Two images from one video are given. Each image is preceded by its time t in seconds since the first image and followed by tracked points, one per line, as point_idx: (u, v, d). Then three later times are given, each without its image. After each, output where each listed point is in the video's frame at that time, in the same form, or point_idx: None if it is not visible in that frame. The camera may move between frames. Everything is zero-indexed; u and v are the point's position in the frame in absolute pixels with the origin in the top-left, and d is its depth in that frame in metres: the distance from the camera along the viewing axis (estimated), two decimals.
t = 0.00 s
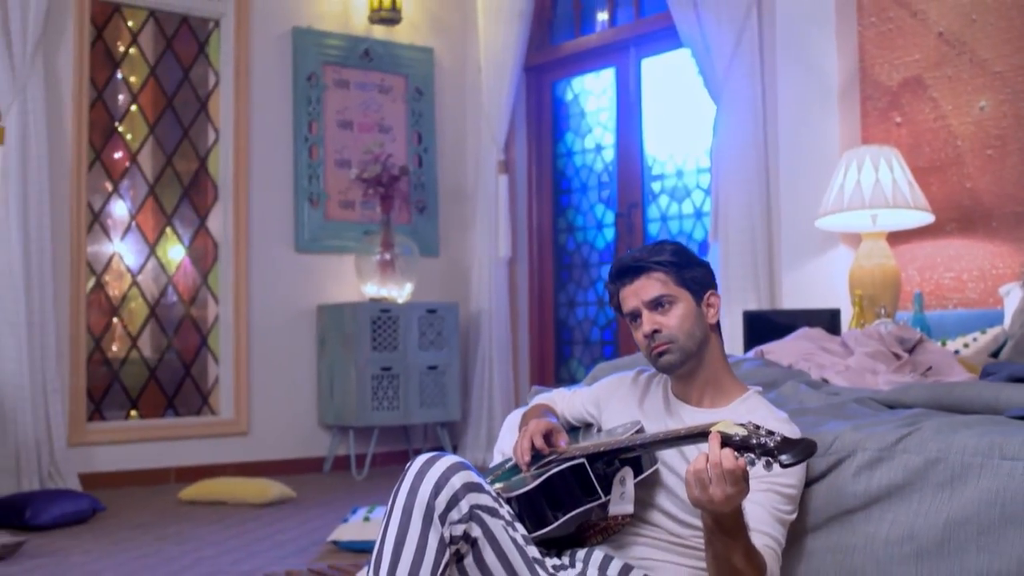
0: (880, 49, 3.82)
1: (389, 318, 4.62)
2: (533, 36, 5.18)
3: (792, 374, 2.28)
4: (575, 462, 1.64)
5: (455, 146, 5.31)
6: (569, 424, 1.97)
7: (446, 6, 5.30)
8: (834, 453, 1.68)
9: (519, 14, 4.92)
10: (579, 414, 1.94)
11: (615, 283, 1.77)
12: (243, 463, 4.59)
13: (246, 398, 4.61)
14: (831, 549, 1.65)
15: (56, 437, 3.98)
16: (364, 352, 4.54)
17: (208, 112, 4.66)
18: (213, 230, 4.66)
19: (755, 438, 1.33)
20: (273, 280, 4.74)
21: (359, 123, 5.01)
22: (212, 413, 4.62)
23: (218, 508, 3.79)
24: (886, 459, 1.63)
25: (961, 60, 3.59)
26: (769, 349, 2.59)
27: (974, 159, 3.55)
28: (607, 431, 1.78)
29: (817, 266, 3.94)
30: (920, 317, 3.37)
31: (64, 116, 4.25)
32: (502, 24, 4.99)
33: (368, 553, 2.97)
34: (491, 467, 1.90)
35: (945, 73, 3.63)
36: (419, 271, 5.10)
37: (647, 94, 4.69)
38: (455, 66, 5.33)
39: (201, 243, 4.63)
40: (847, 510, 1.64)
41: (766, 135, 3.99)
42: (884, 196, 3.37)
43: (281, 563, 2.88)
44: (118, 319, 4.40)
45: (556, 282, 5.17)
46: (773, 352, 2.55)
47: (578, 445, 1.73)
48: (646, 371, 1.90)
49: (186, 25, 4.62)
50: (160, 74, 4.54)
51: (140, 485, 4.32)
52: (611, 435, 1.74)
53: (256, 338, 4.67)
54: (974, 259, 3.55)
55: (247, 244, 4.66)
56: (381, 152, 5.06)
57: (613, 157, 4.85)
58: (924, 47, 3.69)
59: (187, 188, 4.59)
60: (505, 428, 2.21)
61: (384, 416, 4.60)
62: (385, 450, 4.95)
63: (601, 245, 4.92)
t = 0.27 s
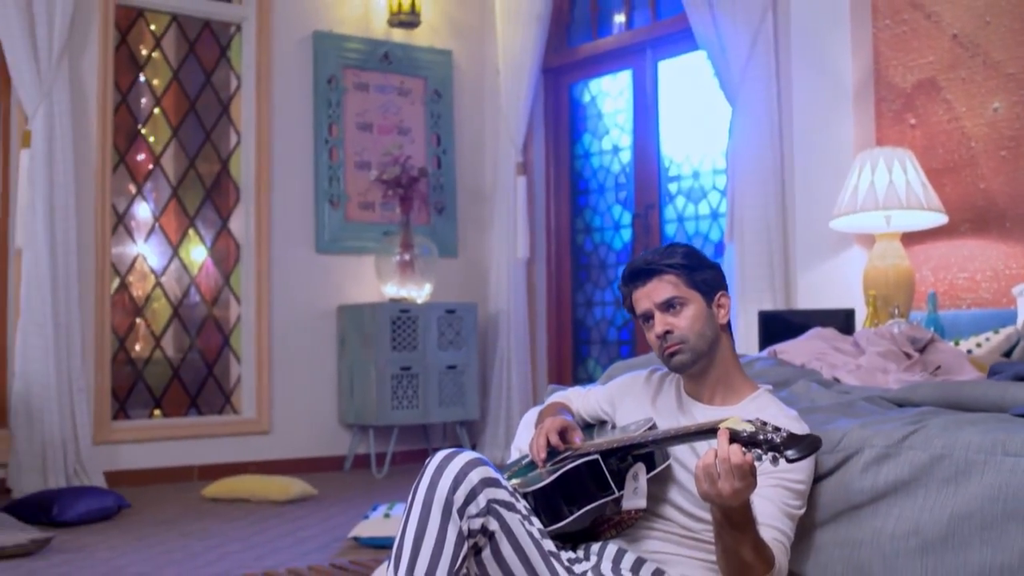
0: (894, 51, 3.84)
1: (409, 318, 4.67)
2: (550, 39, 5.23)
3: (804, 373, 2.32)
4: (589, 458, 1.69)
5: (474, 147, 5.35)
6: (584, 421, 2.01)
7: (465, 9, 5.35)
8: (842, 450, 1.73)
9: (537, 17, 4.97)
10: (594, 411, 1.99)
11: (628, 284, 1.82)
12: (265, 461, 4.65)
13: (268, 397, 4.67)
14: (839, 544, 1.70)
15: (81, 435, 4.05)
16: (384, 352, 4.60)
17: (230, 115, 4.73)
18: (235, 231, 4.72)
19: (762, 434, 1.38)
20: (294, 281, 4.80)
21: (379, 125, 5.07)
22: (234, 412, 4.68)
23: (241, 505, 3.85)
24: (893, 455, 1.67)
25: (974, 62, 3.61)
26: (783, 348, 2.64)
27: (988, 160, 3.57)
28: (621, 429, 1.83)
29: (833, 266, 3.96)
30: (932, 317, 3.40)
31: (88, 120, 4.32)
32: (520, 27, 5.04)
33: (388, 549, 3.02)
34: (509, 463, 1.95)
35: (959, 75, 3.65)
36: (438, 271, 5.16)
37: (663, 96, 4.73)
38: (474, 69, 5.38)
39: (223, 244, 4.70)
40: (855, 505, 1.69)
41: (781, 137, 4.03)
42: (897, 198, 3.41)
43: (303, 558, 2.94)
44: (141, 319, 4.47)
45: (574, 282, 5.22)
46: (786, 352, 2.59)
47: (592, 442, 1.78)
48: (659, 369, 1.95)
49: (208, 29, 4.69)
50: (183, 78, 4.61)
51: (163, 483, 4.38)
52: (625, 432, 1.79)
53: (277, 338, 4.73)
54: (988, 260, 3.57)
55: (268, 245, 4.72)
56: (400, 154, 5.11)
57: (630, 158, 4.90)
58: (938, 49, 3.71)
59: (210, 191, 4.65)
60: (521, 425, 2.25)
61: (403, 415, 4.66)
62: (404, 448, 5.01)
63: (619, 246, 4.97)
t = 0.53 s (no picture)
0: (907, 53, 3.87)
1: (426, 318, 4.72)
2: (567, 42, 5.27)
3: (815, 372, 2.36)
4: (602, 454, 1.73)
5: (490, 148, 5.40)
6: (598, 418, 2.06)
7: (481, 12, 5.40)
8: (850, 447, 1.77)
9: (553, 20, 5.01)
10: (607, 409, 2.03)
11: (639, 285, 1.86)
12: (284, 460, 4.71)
13: (287, 396, 4.73)
14: (847, 538, 1.74)
15: (104, 433, 4.12)
16: (401, 351, 4.65)
17: (249, 117, 4.79)
18: (255, 232, 4.78)
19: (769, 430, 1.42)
20: (313, 281, 4.85)
21: (397, 127, 5.12)
22: (254, 411, 4.74)
23: (260, 503, 3.91)
24: (899, 452, 1.71)
25: (986, 64, 3.63)
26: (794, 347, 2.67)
27: (1000, 161, 3.59)
28: (633, 426, 1.88)
29: (846, 266, 4.00)
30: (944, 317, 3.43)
31: (110, 122, 4.39)
32: (536, 29, 5.09)
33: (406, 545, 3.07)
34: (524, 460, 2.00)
35: (972, 77, 3.67)
36: (455, 272, 5.21)
37: (678, 98, 4.77)
38: (491, 72, 5.43)
39: (243, 245, 4.76)
40: (862, 501, 1.73)
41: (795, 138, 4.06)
42: (910, 198, 3.44)
43: (322, 554, 2.99)
44: (162, 319, 4.53)
45: (590, 282, 5.26)
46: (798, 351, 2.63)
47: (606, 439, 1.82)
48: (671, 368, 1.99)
49: (227, 33, 4.75)
50: (203, 80, 4.66)
51: (185, 481, 4.44)
52: (637, 429, 1.83)
53: (296, 338, 4.79)
54: (1000, 260, 3.60)
55: (287, 246, 4.78)
56: (418, 156, 5.16)
57: (645, 159, 4.94)
58: (951, 51, 3.74)
59: (229, 192, 4.71)
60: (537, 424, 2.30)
61: (421, 414, 4.71)
62: (422, 447, 5.06)
63: (634, 246, 5.00)
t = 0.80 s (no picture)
0: (918, 55, 3.89)
1: (440, 320, 4.76)
2: (580, 45, 5.30)
3: (824, 372, 2.39)
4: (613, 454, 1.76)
5: (504, 151, 5.44)
6: (609, 418, 2.09)
7: (495, 15, 5.44)
8: (857, 446, 1.80)
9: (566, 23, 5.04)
10: (619, 409, 2.07)
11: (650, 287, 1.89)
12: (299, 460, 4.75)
13: (303, 396, 4.77)
14: (855, 536, 1.77)
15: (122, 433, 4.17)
16: (416, 352, 4.69)
17: (265, 120, 4.83)
18: (271, 234, 4.83)
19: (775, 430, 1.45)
20: (328, 283, 4.90)
21: (411, 130, 5.16)
22: (270, 411, 4.78)
23: (277, 502, 3.95)
24: (905, 451, 1.74)
25: (997, 66, 3.65)
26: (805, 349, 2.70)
27: (1010, 163, 3.61)
28: (644, 425, 1.91)
29: (859, 267, 4.00)
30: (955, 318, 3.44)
31: (127, 126, 4.44)
32: (549, 32, 5.12)
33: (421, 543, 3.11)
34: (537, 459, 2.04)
35: (982, 79, 3.69)
36: (469, 273, 5.24)
37: (691, 100, 4.80)
38: (505, 75, 5.47)
39: (259, 246, 4.80)
40: (869, 499, 1.76)
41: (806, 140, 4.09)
42: (920, 200, 3.47)
43: (338, 552, 3.03)
44: (179, 320, 4.58)
45: (603, 283, 5.30)
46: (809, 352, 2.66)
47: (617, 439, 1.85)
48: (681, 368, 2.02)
49: (243, 36, 4.79)
50: (219, 84, 4.71)
51: (202, 480, 4.49)
52: (648, 428, 1.87)
53: (311, 339, 4.83)
54: (1011, 261, 3.61)
55: (303, 248, 4.82)
56: (432, 158, 5.20)
57: (657, 161, 4.97)
58: (962, 54, 3.76)
59: (245, 195, 4.76)
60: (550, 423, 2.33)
61: (435, 415, 4.74)
62: (436, 447, 5.10)
63: (647, 248, 5.03)
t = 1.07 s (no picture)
0: (928, 61, 3.92)
1: (453, 324, 4.80)
2: (592, 51, 5.34)
3: (832, 376, 2.42)
4: (622, 455, 1.80)
5: (517, 156, 5.48)
6: (620, 420, 2.13)
7: (507, 21, 5.48)
8: (863, 448, 1.83)
9: (579, 29, 5.08)
10: (629, 411, 2.10)
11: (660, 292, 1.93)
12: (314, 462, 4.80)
13: (317, 399, 4.82)
14: (860, 536, 1.81)
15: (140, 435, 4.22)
16: (430, 356, 4.73)
17: (280, 126, 4.88)
18: (286, 239, 4.88)
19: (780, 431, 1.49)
20: (342, 287, 4.94)
21: (425, 136, 5.21)
22: (284, 414, 4.83)
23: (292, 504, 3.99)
24: (910, 452, 1.78)
25: (1006, 72, 3.68)
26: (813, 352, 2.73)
27: (1020, 168, 3.64)
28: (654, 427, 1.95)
29: (869, 271, 4.03)
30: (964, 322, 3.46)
31: (144, 132, 4.49)
32: (562, 38, 5.16)
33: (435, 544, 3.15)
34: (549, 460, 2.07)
35: (992, 85, 3.72)
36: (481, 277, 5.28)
37: (702, 106, 4.83)
38: (517, 82, 5.51)
39: (274, 251, 4.85)
40: (874, 500, 1.79)
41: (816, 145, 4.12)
42: (930, 205, 3.49)
43: (353, 553, 3.08)
44: (195, 324, 4.62)
45: (615, 287, 5.33)
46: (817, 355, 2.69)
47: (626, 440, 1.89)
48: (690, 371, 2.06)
49: (258, 43, 4.84)
50: (235, 90, 4.76)
51: (218, 482, 4.54)
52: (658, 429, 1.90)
53: (325, 343, 4.88)
54: (1020, 265, 3.64)
55: (318, 252, 4.87)
56: (445, 163, 5.25)
57: (669, 166, 5.00)
58: (971, 60, 3.79)
59: (261, 200, 4.81)
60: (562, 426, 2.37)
61: (448, 418, 4.78)
62: (449, 450, 5.14)
63: (659, 252, 5.07)
